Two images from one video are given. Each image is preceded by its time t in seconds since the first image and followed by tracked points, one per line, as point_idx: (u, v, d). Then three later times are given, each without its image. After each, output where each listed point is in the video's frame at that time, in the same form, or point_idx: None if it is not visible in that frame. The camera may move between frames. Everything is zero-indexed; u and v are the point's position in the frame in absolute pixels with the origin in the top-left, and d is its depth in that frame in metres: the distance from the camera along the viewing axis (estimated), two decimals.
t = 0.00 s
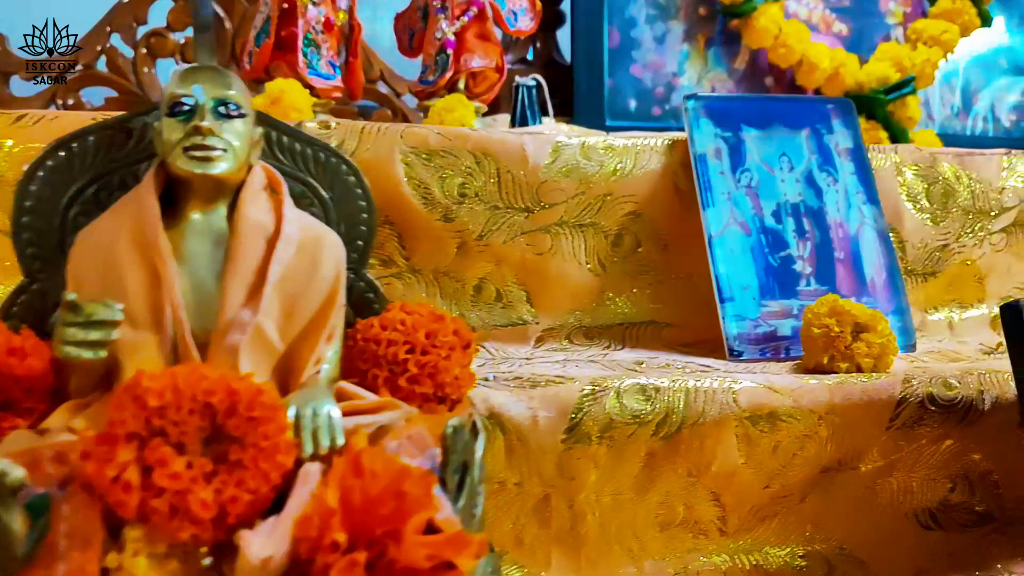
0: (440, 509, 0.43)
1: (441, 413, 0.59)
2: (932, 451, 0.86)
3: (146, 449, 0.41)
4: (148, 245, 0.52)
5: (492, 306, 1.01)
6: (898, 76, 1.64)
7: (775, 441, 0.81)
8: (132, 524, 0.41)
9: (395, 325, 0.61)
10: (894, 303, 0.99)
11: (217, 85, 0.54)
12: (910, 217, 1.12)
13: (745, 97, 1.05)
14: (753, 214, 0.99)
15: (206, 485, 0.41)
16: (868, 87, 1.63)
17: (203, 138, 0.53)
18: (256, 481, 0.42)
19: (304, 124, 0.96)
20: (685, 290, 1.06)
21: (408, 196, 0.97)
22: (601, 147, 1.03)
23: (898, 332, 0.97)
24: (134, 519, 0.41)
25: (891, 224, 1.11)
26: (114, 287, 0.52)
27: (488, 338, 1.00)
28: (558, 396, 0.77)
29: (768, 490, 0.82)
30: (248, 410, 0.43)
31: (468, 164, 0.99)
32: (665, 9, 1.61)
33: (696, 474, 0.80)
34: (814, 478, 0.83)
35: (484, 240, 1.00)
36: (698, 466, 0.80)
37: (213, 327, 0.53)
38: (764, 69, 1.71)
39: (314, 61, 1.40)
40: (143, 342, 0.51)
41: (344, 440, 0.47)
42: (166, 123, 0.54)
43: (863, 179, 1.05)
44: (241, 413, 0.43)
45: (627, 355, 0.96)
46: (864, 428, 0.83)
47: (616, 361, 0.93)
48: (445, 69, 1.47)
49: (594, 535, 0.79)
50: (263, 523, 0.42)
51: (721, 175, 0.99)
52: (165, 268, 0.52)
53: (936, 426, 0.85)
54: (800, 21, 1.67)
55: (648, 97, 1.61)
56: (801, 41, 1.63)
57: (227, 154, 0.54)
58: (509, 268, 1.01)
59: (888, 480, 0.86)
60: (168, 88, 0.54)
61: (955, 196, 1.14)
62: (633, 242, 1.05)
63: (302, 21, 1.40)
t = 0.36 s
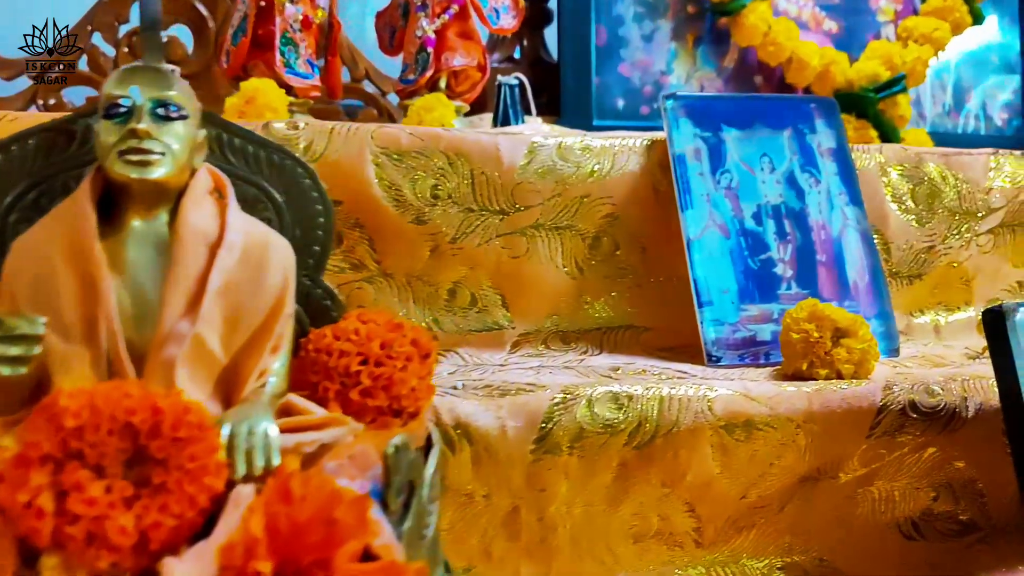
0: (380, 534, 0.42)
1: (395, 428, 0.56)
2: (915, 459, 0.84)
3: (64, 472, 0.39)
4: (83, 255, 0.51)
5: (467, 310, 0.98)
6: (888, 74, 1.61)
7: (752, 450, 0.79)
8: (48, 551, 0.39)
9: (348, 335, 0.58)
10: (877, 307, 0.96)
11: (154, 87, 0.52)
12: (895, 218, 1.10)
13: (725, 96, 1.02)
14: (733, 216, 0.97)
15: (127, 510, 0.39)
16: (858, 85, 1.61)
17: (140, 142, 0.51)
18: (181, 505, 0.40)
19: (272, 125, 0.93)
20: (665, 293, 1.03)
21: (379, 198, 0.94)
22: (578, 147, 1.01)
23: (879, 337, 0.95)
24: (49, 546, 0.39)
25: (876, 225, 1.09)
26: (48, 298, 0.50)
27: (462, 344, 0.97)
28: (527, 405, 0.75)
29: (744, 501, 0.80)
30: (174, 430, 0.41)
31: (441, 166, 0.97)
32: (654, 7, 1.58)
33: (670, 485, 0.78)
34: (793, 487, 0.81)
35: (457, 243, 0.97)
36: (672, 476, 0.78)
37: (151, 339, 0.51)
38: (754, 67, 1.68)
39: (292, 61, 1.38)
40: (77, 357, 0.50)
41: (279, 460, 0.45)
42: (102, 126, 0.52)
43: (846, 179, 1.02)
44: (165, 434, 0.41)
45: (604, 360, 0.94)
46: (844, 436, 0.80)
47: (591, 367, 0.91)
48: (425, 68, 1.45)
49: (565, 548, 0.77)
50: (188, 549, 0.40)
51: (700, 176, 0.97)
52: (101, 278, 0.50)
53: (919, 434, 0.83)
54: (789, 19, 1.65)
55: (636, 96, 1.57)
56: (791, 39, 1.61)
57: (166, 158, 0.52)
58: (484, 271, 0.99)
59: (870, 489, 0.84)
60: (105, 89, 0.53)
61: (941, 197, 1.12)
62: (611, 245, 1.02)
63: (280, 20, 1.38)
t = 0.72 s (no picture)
0: (318, 559, 0.40)
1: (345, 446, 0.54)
2: (897, 468, 0.81)
3: None
4: (15, 267, 0.49)
5: (443, 315, 0.96)
6: (880, 72, 1.58)
7: (729, 460, 0.76)
8: None
9: (302, 346, 0.56)
10: (861, 310, 0.94)
11: (93, 88, 0.50)
12: (881, 220, 1.08)
13: (706, 96, 1.00)
14: (713, 218, 0.95)
15: (47, 537, 0.37)
16: (849, 84, 1.57)
17: (76, 146, 0.49)
18: (104, 532, 0.38)
19: (240, 126, 0.91)
20: (645, 297, 1.01)
21: (351, 200, 0.92)
22: (555, 148, 0.99)
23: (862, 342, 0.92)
24: None
25: (861, 226, 1.07)
26: None
27: (436, 350, 0.94)
28: (497, 415, 0.73)
29: (722, 511, 0.78)
30: (99, 451, 0.39)
31: (414, 167, 0.94)
32: (642, 4, 1.55)
33: (645, 495, 0.76)
34: (771, 497, 0.79)
35: (432, 246, 0.94)
36: (647, 487, 0.76)
37: (88, 352, 0.49)
38: (744, 66, 1.64)
39: (271, 60, 1.34)
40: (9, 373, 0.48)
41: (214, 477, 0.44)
42: (38, 129, 0.50)
43: (830, 180, 1.00)
44: (88, 455, 0.39)
45: (582, 366, 0.92)
46: (825, 445, 0.78)
47: (567, 373, 0.88)
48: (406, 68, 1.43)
49: (537, 561, 0.75)
50: None
51: (679, 178, 0.95)
52: (34, 291, 0.48)
53: (901, 442, 0.81)
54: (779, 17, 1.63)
55: (625, 95, 1.55)
56: (781, 36, 1.57)
57: (104, 163, 0.50)
58: (459, 274, 0.96)
59: (852, 498, 0.81)
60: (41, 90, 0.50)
61: (927, 198, 1.10)
62: (590, 247, 1.00)
63: (259, 18, 1.34)
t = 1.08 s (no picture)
0: None
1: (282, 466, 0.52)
2: (876, 479, 0.79)
3: None
4: None
5: (414, 321, 0.93)
6: (870, 70, 1.54)
7: (701, 472, 0.74)
8: None
9: (242, 359, 0.54)
10: (842, 315, 0.92)
11: (16, 91, 0.47)
12: (865, 221, 1.05)
13: (683, 96, 0.98)
14: (689, 221, 0.92)
15: None
16: (840, 83, 1.53)
17: None
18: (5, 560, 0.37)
19: (202, 128, 0.88)
20: (622, 302, 0.99)
21: (317, 203, 0.89)
22: (528, 149, 0.96)
23: (842, 348, 0.90)
24: None
25: (843, 229, 1.04)
26: None
27: (406, 357, 0.92)
28: (459, 427, 0.70)
29: (694, 524, 0.75)
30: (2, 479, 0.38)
31: (382, 170, 0.92)
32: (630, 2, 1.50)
33: (614, 509, 0.73)
34: (745, 510, 0.76)
35: (401, 250, 0.92)
36: (616, 500, 0.73)
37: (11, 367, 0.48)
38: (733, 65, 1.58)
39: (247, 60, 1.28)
40: None
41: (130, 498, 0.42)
42: None
43: (812, 181, 0.97)
44: None
45: (554, 374, 0.89)
46: (801, 456, 0.76)
47: (538, 381, 0.86)
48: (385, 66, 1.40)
49: None
50: None
51: (654, 180, 0.93)
52: None
53: (881, 453, 0.78)
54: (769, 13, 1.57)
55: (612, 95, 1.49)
56: (770, 35, 1.53)
57: (28, 170, 0.47)
58: (430, 279, 0.93)
59: (830, 511, 0.79)
60: None
61: (912, 199, 1.07)
62: (565, 251, 0.98)
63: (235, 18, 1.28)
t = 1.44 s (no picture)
0: None
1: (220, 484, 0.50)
2: (855, 487, 0.77)
3: None
4: None
5: (385, 326, 0.91)
6: (861, 67, 1.49)
7: (674, 482, 0.72)
8: None
9: (184, 372, 0.52)
10: (823, 319, 0.89)
11: None
12: (848, 222, 1.03)
13: (661, 94, 0.95)
14: (666, 223, 0.90)
15: None
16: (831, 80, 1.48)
17: None
18: None
19: (164, 129, 0.86)
20: (600, 305, 0.97)
21: (284, 206, 0.87)
22: (502, 150, 0.94)
23: (823, 352, 0.88)
24: None
25: (826, 229, 1.02)
26: None
27: (377, 363, 0.90)
28: (422, 437, 0.68)
29: (667, 536, 0.73)
30: None
31: (351, 171, 0.89)
32: None
33: (584, 520, 0.71)
34: (721, 520, 0.74)
35: (371, 254, 0.90)
36: (585, 512, 0.71)
37: None
38: (724, 61, 1.51)
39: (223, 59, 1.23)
40: None
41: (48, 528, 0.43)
42: None
43: (792, 181, 0.95)
44: None
45: (528, 380, 0.87)
46: (776, 465, 0.74)
47: (510, 386, 0.83)
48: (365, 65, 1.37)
49: None
50: None
51: (631, 181, 0.90)
52: None
53: (860, 461, 0.76)
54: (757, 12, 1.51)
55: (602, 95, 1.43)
56: (761, 32, 1.46)
57: None
58: (401, 283, 0.91)
59: (809, 520, 0.76)
60: None
61: (897, 198, 1.05)
62: (541, 254, 0.95)
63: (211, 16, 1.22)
